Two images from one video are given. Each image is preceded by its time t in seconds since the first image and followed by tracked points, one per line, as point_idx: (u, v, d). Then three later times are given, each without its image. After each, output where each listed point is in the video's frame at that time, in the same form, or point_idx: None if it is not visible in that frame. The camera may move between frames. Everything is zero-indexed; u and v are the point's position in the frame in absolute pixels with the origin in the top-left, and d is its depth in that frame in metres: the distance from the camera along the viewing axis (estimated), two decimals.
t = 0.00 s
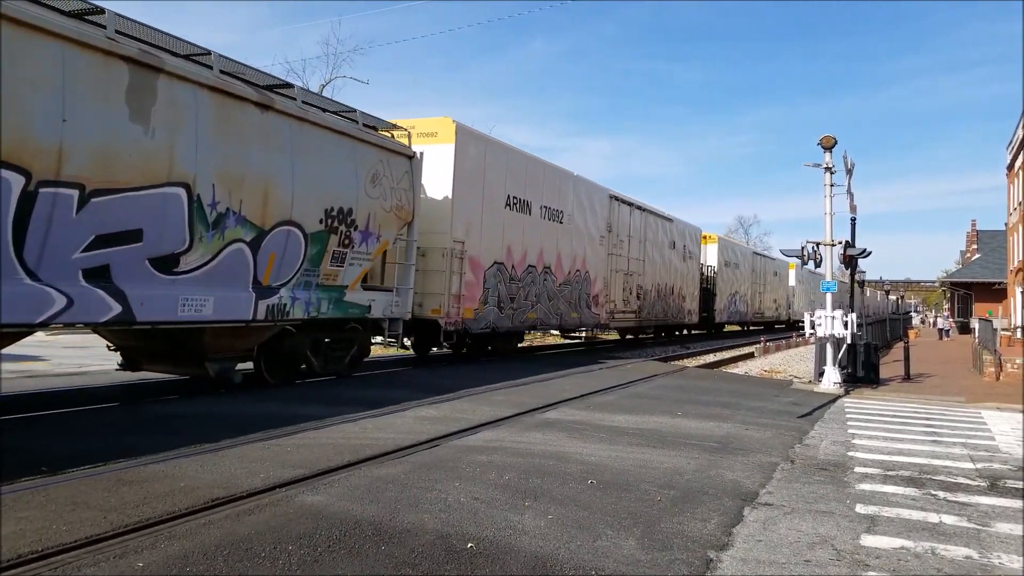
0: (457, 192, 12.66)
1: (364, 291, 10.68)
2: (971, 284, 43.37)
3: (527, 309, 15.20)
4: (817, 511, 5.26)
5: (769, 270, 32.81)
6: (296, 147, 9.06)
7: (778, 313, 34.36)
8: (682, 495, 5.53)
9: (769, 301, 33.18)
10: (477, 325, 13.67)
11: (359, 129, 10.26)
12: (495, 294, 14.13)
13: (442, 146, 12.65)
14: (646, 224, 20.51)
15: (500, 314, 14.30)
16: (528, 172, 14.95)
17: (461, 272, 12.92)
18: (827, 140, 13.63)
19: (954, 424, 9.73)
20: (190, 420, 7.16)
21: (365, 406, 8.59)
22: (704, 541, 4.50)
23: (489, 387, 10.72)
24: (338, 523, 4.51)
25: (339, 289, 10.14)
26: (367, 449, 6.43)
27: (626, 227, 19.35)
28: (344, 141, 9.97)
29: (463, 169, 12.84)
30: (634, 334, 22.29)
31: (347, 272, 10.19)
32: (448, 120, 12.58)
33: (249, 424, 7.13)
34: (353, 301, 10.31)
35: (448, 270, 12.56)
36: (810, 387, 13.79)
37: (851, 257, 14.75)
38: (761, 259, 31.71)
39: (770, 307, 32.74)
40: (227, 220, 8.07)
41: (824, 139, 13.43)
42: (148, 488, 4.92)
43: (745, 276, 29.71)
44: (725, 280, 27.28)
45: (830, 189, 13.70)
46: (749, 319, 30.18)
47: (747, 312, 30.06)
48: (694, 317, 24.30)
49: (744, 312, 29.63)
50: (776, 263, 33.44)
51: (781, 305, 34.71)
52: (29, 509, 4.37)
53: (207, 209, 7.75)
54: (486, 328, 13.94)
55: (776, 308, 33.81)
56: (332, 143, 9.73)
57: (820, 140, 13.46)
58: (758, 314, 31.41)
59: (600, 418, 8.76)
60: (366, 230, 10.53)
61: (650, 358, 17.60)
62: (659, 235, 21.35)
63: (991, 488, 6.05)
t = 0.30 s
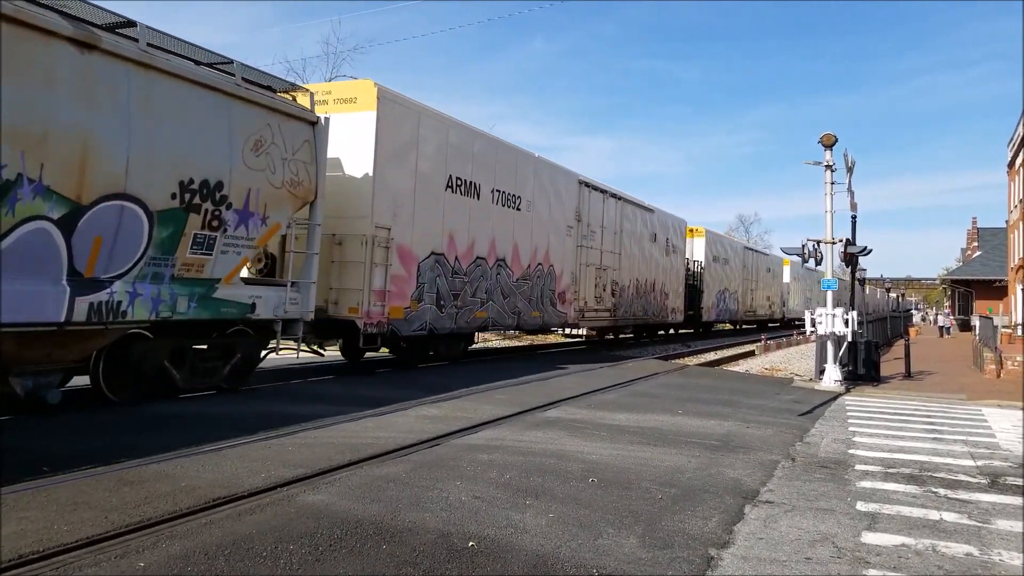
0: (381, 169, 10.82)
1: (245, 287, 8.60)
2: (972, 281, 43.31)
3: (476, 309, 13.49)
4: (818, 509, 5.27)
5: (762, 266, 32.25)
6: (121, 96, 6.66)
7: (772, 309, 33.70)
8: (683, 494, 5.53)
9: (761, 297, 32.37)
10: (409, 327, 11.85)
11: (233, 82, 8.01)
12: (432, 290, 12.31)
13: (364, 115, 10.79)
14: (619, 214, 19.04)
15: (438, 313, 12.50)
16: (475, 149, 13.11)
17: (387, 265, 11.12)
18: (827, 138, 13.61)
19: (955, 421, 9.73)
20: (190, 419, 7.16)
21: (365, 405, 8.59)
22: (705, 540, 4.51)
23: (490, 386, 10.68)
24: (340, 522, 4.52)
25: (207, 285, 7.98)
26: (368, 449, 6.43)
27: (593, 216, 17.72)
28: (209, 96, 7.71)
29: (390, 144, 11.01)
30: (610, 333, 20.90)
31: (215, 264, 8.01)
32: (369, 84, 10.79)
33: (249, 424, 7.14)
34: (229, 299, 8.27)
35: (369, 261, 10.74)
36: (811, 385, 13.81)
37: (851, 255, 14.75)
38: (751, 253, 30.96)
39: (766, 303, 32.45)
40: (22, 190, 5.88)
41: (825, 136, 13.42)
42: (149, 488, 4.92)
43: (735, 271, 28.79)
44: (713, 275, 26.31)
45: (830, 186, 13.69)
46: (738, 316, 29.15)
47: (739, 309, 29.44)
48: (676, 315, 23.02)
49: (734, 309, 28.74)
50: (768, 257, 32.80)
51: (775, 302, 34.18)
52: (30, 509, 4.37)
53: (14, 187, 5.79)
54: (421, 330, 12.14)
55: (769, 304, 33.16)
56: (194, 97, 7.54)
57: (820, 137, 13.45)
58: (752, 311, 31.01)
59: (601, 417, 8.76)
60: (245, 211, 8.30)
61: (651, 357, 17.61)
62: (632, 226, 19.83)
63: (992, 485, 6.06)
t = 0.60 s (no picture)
0: (268, 139, 8.87)
1: (58, 282, 6.59)
2: (971, 282, 43.31)
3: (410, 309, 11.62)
4: (817, 510, 5.26)
5: (752, 265, 31.18)
6: (2, 49, 4.78)
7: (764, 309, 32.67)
8: (682, 494, 5.52)
9: (751, 296, 31.11)
10: (311, 332, 9.81)
11: (41, 12, 5.91)
12: (344, 286, 10.30)
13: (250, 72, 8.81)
14: (588, 203, 17.28)
15: (353, 314, 10.47)
16: (404, 121, 11.15)
17: (278, 256, 9.15)
18: (827, 138, 13.62)
19: (954, 422, 9.73)
20: (190, 419, 7.16)
21: (364, 405, 8.58)
22: (704, 540, 4.50)
23: (489, 386, 10.68)
24: (339, 522, 4.52)
25: None
26: (367, 449, 6.42)
27: (556, 206, 15.86)
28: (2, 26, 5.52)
29: (287, 109, 9.11)
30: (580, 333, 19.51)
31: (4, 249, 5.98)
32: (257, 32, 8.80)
33: (248, 424, 7.13)
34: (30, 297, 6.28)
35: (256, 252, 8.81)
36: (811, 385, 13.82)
37: (851, 256, 14.74)
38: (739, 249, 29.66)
39: (760, 302, 31.79)
40: None
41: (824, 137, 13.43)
42: (148, 488, 4.92)
43: (723, 269, 27.41)
44: (698, 272, 24.87)
45: (830, 187, 13.69)
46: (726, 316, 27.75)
47: (728, 308, 28.22)
48: (653, 314, 21.40)
49: (721, 308, 27.35)
50: (758, 255, 31.71)
51: (768, 301, 33.29)
52: (29, 509, 4.37)
53: None
54: (329, 334, 10.13)
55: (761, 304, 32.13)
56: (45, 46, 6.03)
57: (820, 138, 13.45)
58: (743, 311, 29.96)
59: (600, 418, 8.75)
60: (54, 182, 6.26)
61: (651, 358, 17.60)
62: (605, 218, 18.13)
63: (991, 486, 6.06)
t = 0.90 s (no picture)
0: (98, 87, 6.79)
1: None
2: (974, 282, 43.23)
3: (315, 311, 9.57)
4: (820, 510, 5.25)
5: (745, 262, 29.94)
6: None
7: (759, 309, 31.55)
8: (684, 495, 5.51)
9: (744, 295, 29.81)
10: (164, 340, 7.70)
11: None
12: (215, 281, 8.15)
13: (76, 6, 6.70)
14: (555, 191, 15.43)
15: (228, 317, 8.35)
16: (305, 80, 9.06)
17: (112, 241, 7.03)
18: (828, 138, 13.61)
19: (957, 422, 9.71)
20: (192, 419, 7.17)
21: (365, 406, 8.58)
22: (706, 541, 4.50)
23: (490, 387, 10.69)
24: (341, 523, 4.52)
25: None
26: (368, 449, 6.42)
27: (511, 191, 13.85)
28: None
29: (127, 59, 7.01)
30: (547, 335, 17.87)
31: None
32: None
33: (250, 424, 7.14)
34: None
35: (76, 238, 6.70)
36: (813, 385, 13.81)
37: (853, 256, 14.71)
38: (730, 245, 28.34)
39: (756, 301, 30.95)
40: None
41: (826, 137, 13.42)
42: (150, 489, 4.93)
43: (713, 267, 26.05)
44: (684, 270, 23.47)
45: (832, 187, 13.68)
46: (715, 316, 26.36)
47: (719, 308, 26.91)
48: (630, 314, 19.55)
49: (711, 308, 25.97)
50: (752, 253, 30.54)
51: (764, 301, 32.36)
52: (31, 510, 4.38)
53: None
54: (192, 342, 8.00)
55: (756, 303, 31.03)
56: None
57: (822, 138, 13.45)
58: (735, 311, 28.75)
59: (602, 418, 8.74)
60: None
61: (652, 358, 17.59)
62: (573, 207, 16.28)
63: (994, 487, 6.04)
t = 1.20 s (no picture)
0: None
1: None
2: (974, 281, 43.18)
3: (157, 313, 7.29)
4: (820, 509, 5.27)
5: (735, 259, 28.65)
6: None
7: (752, 309, 30.39)
8: (684, 495, 5.52)
9: (735, 294, 28.55)
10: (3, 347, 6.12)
11: None
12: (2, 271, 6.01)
13: None
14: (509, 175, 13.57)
15: (26, 320, 6.18)
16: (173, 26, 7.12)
17: None
18: (828, 138, 13.61)
19: (957, 421, 9.72)
20: (192, 420, 7.19)
21: (365, 406, 8.60)
22: (706, 540, 4.51)
23: (490, 387, 10.70)
24: (342, 523, 4.53)
25: None
26: (369, 450, 6.43)
27: (451, 172, 11.87)
28: None
29: None
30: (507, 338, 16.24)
31: None
32: None
33: (250, 425, 7.16)
34: None
35: None
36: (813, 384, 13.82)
37: (853, 255, 14.71)
38: (718, 241, 27.02)
39: (750, 300, 30.01)
40: None
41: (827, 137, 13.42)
42: (150, 489, 4.94)
43: (699, 264, 24.73)
44: (668, 266, 22.15)
45: (832, 187, 13.68)
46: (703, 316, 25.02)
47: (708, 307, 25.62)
48: (597, 315, 17.79)
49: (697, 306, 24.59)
50: (742, 250, 29.37)
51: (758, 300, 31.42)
52: (31, 511, 4.39)
53: None
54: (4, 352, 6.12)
55: (748, 303, 29.83)
56: None
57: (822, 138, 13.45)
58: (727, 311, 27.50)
59: (602, 418, 8.76)
60: None
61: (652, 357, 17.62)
62: (532, 195, 14.47)
63: (994, 486, 6.06)
